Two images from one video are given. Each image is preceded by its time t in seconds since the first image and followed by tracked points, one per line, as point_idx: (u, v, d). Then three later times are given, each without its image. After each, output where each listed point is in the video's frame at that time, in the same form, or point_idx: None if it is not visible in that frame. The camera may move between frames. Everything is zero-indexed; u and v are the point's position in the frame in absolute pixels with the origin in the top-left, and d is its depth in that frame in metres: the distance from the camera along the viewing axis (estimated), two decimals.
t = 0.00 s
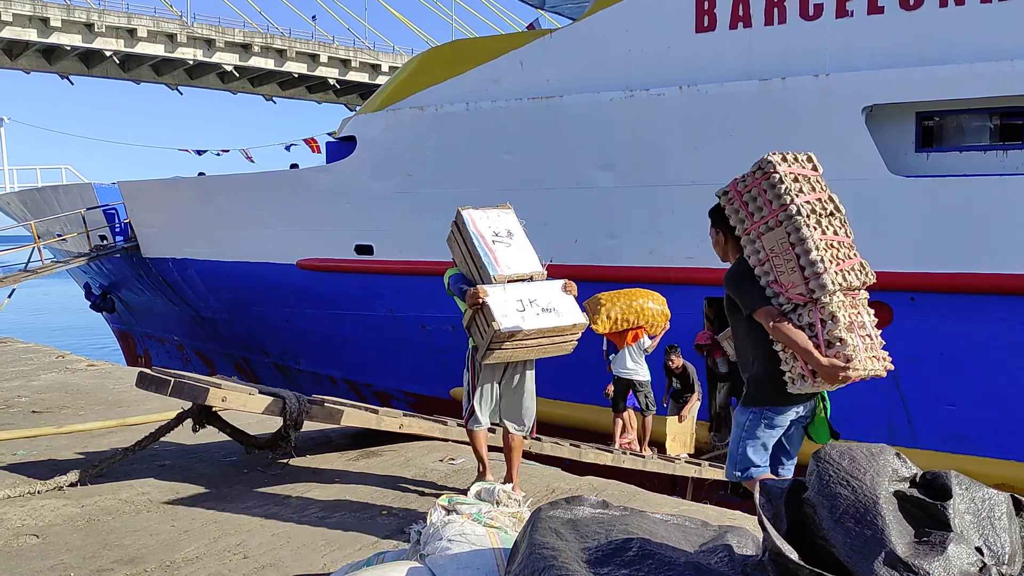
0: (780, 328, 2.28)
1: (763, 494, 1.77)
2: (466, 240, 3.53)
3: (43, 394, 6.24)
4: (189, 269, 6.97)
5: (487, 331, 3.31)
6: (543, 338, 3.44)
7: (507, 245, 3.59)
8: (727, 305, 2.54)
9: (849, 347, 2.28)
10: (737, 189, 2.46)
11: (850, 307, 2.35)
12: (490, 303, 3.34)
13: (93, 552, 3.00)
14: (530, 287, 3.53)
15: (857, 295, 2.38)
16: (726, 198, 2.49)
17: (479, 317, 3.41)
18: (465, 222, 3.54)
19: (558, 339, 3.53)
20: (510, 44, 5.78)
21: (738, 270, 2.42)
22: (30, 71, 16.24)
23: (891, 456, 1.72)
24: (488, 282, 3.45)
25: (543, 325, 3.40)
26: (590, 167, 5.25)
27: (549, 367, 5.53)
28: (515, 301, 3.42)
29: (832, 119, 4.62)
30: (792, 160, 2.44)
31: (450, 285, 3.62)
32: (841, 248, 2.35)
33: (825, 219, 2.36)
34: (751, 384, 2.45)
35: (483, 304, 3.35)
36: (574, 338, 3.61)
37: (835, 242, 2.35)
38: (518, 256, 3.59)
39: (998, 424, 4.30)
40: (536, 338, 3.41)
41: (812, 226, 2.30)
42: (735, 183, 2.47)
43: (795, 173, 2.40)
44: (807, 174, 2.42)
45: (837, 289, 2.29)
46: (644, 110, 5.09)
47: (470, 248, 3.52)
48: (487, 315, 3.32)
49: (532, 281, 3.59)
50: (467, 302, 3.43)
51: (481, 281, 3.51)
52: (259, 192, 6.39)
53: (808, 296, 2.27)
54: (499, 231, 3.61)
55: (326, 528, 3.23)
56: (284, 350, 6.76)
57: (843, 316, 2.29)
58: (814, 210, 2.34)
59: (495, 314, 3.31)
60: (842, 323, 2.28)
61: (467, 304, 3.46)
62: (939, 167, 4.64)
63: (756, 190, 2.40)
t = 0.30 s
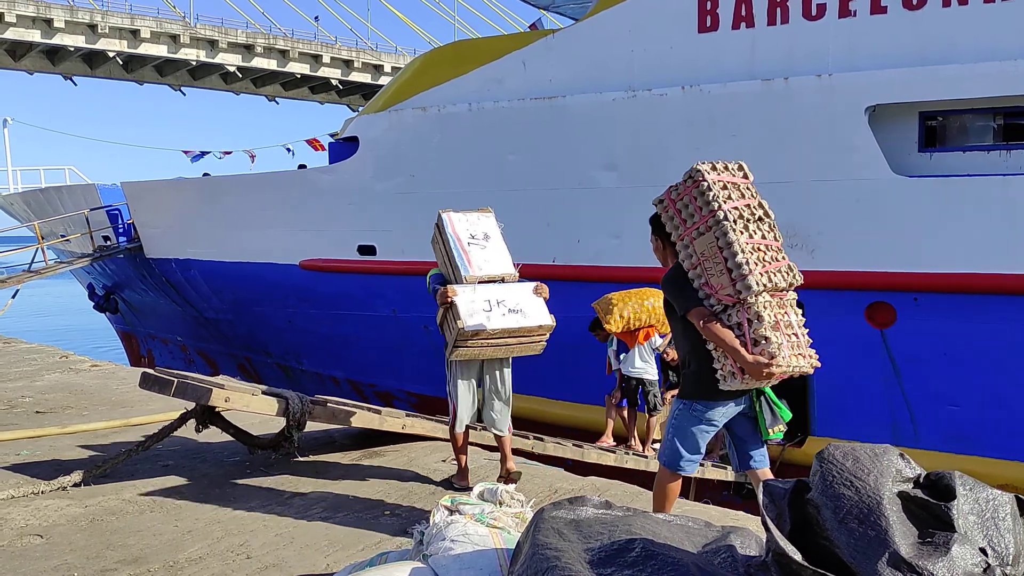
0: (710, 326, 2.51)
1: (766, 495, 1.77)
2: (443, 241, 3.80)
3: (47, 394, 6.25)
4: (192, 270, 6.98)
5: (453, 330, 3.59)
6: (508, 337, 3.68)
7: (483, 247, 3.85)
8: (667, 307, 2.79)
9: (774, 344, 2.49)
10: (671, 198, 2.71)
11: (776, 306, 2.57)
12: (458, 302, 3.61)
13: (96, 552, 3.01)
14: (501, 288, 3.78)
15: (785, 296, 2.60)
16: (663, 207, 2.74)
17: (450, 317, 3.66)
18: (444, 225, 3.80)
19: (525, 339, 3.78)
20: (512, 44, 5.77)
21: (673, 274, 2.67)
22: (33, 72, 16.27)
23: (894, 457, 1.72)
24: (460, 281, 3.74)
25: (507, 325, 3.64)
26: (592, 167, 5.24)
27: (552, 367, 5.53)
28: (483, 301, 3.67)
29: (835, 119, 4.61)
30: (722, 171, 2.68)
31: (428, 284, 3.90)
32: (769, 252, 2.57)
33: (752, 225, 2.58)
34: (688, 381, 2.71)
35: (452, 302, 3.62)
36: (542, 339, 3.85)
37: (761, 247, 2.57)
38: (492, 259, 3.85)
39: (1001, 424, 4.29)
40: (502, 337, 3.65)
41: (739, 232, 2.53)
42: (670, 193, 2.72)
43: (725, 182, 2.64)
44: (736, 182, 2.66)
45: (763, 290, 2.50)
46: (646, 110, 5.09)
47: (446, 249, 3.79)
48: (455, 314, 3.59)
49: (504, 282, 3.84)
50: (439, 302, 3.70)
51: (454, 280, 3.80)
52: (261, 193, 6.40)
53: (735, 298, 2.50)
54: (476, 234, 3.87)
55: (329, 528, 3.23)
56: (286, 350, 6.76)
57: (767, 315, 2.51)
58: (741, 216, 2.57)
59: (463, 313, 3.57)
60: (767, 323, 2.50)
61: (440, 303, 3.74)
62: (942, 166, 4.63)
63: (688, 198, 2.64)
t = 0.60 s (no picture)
0: (648, 315, 2.76)
1: (772, 497, 1.76)
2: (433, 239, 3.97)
3: (54, 395, 6.27)
4: (198, 271, 7.00)
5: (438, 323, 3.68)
6: (492, 330, 3.75)
7: (471, 245, 3.98)
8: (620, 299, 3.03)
9: (705, 333, 2.68)
10: (621, 195, 2.98)
11: (713, 298, 2.78)
12: (442, 296, 3.71)
13: (103, 553, 3.02)
14: (486, 283, 3.85)
15: (724, 289, 2.81)
16: (614, 203, 3.02)
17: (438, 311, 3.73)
18: (435, 224, 3.97)
19: (509, 331, 3.82)
20: (518, 45, 5.75)
21: (622, 267, 2.93)
22: (40, 74, 16.33)
23: (901, 459, 1.72)
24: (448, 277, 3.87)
25: (489, 318, 3.70)
26: (597, 169, 5.25)
27: (557, 368, 5.53)
28: (467, 295, 3.75)
29: (841, 121, 4.60)
30: (668, 170, 2.94)
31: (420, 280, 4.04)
32: (706, 247, 2.80)
33: (692, 222, 2.83)
34: (636, 371, 2.91)
35: (437, 297, 3.71)
36: (528, 332, 3.87)
37: (699, 242, 2.80)
38: (481, 255, 3.96)
39: (1008, 426, 4.28)
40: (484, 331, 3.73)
41: (676, 227, 2.77)
42: (620, 190, 3.00)
43: (668, 181, 2.89)
44: (680, 181, 2.92)
45: (697, 282, 2.72)
46: (651, 111, 5.09)
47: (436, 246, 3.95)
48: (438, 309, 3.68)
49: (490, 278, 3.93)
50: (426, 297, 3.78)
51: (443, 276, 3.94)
52: (267, 194, 6.41)
53: (671, 289, 2.73)
54: (465, 232, 4.01)
55: (336, 529, 3.24)
56: (292, 352, 6.77)
57: (700, 307, 2.71)
58: (679, 213, 2.81)
59: (445, 306, 3.67)
60: (700, 313, 2.70)
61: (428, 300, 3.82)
62: (949, 168, 4.62)
63: (635, 196, 2.92)
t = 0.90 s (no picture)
0: (619, 318, 2.93)
1: (780, 499, 1.76)
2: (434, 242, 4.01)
3: (63, 396, 6.31)
4: (205, 273, 7.03)
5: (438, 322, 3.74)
6: (489, 329, 3.79)
7: (471, 247, 4.02)
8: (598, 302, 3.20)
9: (670, 334, 2.83)
10: (595, 204, 3.17)
11: (680, 301, 2.93)
12: (442, 296, 3.75)
13: (112, 553, 3.03)
14: (485, 283, 3.88)
15: (691, 292, 2.97)
16: (590, 212, 3.20)
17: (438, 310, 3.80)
18: (437, 227, 4.02)
19: (506, 331, 3.85)
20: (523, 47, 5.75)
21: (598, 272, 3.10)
22: (49, 76, 16.41)
23: (910, 461, 1.72)
24: (448, 278, 3.91)
25: (486, 318, 3.74)
26: (603, 171, 5.25)
27: (563, 370, 5.53)
28: (466, 295, 3.79)
29: (849, 122, 4.59)
30: (638, 179, 3.11)
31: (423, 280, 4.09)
32: (673, 253, 2.95)
33: (660, 229, 2.99)
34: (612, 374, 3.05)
35: (438, 297, 3.76)
36: (525, 331, 3.91)
37: (666, 248, 2.96)
38: (481, 256, 4.00)
39: (1017, 429, 4.25)
40: (481, 331, 3.79)
41: (643, 234, 2.94)
42: (595, 199, 3.18)
43: (637, 190, 3.06)
44: (650, 190, 3.08)
45: (664, 286, 2.87)
46: (658, 113, 5.08)
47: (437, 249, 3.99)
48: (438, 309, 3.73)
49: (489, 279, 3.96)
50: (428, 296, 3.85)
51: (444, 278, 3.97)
52: (275, 196, 6.42)
53: (639, 293, 2.90)
54: (466, 235, 4.05)
55: (343, 530, 3.24)
56: (299, 353, 6.79)
57: (667, 309, 2.86)
58: (646, 220, 2.98)
59: (444, 305, 3.72)
60: (666, 315, 2.85)
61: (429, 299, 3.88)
62: (957, 170, 4.60)
63: (607, 206, 3.10)
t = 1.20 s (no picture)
0: (598, 314, 2.99)
1: (788, 501, 1.76)
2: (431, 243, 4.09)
3: (70, 397, 6.34)
4: (212, 274, 7.05)
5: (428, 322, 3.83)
6: (477, 330, 3.85)
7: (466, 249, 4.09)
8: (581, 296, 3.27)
9: (644, 330, 2.89)
10: (580, 203, 3.18)
11: (656, 298, 2.97)
12: (432, 296, 3.83)
13: (119, 554, 3.04)
14: (477, 285, 3.94)
15: (668, 290, 3.01)
16: (575, 211, 3.22)
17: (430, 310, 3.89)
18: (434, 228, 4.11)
19: (496, 332, 3.90)
20: (529, 48, 5.76)
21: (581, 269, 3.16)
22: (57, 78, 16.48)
23: (918, 464, 1.71)
24: (440, 279, 3.99)
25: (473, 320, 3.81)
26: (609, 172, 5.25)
27: (569, 371, 5.53)
28: (456, 296, 3.85)
29: (856, 123, 4.57)
30: (621, 181, 3.12)
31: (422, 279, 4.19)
32: (650, 252, 2.98)
33: (640, 229, 3.02)
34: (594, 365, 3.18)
35: (428, 298, 3.84)
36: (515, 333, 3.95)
37: (644, 248, 2.99)
38: (474, 259, 4.07)
39: None
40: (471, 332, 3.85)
41: (622, 234, 2.97)
42: (580, 198, 3.19)
43: (620, 191, 3.07)
44: (632, 191, 3.08)
45: (640, 284, 2.92)
46: (664, 114, 5.08)
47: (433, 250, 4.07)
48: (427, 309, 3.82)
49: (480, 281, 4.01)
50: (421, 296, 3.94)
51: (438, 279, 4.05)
52: (281, 197, 6.44)
53: (617, 290, 2.95)
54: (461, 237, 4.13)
55: (349, 531, 3.25)
56: (306, 354, 6.80)
57: (643, 306, 2.92)
58: (625, 221, 3.00)
59: (434, 306, 3.80)
60: (642, 313, 2.91)
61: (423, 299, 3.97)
62: (965, 171, 4.58)
63: (590, 207, 3.12)
